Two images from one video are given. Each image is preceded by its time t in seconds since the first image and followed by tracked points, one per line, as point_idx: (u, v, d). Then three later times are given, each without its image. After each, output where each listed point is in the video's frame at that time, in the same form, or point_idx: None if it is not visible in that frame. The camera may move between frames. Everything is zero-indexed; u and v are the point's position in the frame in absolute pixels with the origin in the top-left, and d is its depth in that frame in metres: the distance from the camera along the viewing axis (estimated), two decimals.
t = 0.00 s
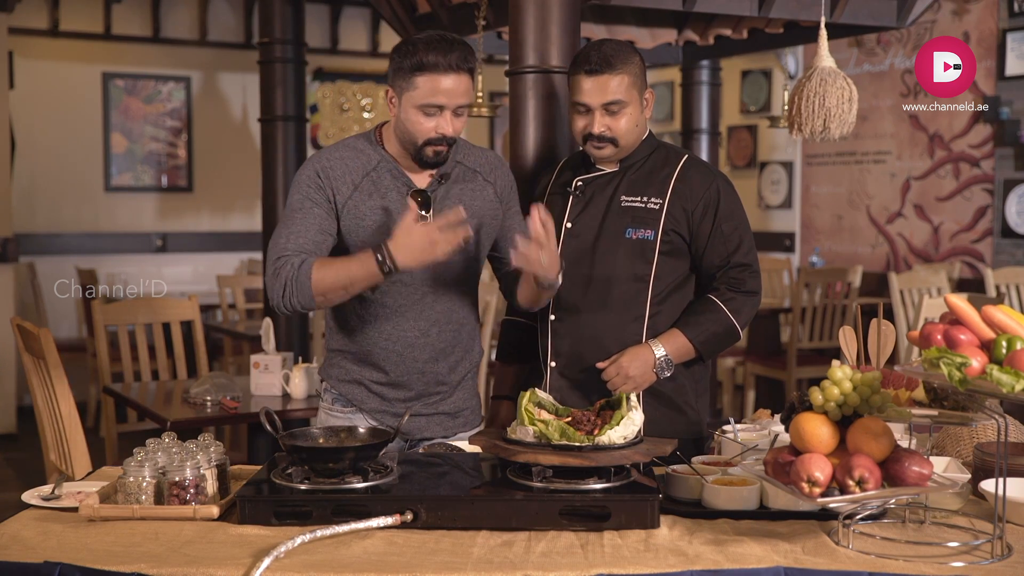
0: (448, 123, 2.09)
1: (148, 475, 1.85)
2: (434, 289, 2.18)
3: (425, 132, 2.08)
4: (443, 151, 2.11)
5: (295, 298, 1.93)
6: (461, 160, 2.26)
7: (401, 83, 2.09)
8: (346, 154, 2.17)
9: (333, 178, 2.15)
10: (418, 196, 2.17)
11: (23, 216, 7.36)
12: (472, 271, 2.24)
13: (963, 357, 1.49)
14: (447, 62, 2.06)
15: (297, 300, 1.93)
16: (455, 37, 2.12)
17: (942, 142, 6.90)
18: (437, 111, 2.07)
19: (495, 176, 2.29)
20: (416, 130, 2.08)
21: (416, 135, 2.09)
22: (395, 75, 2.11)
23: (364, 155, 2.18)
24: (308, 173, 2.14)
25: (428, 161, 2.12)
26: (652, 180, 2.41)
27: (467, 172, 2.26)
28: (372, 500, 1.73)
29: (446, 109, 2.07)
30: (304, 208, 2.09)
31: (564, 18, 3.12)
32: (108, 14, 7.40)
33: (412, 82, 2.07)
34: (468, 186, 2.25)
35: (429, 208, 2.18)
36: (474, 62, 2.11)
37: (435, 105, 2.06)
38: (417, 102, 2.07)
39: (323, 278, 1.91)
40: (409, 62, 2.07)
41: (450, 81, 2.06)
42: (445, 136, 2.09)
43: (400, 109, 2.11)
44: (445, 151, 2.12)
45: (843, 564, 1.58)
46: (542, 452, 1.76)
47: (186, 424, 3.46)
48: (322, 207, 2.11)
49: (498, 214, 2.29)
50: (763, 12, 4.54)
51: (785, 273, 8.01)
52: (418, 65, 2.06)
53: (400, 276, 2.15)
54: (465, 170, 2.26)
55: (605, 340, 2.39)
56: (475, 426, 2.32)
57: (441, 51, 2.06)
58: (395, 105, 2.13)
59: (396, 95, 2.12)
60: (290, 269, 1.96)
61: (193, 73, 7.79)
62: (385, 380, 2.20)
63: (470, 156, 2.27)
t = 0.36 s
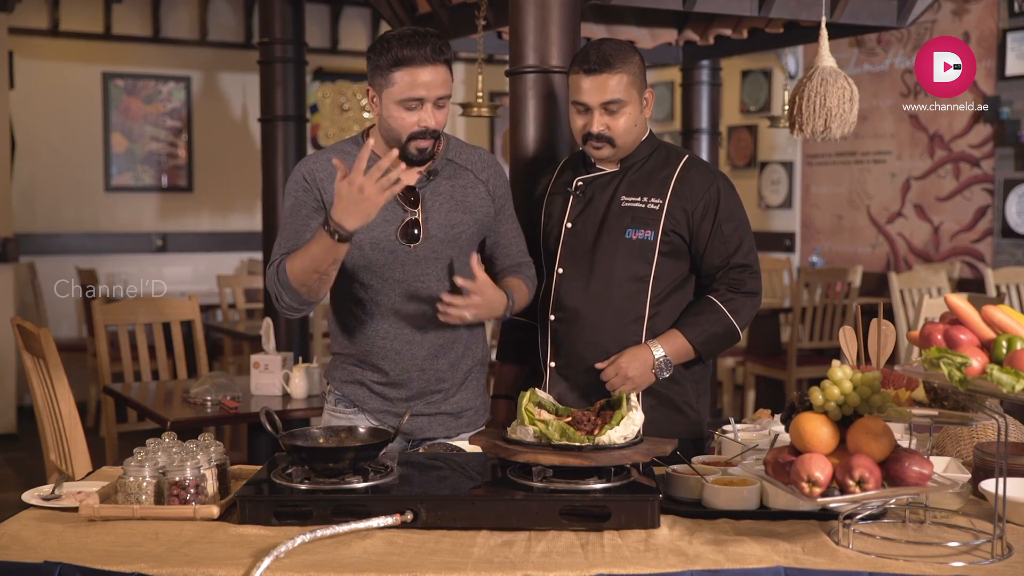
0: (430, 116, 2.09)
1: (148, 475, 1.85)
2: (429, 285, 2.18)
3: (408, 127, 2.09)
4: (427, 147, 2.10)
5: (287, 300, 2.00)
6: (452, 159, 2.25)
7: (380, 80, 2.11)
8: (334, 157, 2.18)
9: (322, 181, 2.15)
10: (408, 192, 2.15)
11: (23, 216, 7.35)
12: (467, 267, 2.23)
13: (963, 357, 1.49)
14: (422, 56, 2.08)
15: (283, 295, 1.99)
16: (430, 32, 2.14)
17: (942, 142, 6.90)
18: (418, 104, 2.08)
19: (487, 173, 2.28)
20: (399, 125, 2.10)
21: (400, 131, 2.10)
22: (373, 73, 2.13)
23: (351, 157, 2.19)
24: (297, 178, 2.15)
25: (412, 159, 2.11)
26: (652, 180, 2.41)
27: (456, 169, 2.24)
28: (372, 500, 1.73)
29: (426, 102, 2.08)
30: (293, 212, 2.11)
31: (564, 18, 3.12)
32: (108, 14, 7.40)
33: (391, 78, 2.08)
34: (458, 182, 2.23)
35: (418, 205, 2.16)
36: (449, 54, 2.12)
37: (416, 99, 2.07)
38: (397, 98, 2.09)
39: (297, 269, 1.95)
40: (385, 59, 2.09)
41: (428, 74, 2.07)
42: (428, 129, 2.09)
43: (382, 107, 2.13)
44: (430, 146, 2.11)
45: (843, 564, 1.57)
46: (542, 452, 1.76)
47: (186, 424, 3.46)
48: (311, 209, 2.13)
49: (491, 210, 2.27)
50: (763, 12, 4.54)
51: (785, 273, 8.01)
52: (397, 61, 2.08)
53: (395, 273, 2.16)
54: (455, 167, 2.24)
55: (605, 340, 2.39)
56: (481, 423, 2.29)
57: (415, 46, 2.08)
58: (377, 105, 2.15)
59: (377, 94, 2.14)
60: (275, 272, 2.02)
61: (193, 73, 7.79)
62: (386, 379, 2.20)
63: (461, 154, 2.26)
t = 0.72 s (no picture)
0: (428, 112, 2.10)
1: (148, 475, 1.85)
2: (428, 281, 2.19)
3: (405, 123, 2.10)
4: (425, 142, 2.11)
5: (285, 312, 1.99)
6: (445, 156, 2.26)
7: (377, 77, 2.11)
8: (328, 159, 2.18)
9: (317, 183, 2.16)
10: (403, 190, 2.18)
11: (23, 216, 7.35)
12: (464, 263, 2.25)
13: (963, 357, 1.49)
14: (421, 51, 2.09)
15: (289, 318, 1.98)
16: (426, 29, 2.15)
17: (942, 142, 6.90)
18: (416, 100, 2.09)
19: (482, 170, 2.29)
20: (397, 121, 2.10)
21: (398, 127, 2.10)
22: (370, 70, 2.13)
23: (347, 158, 2.18)
24: (293, 182, 2.15)
25: (411, 153, 2.12)
26: (653, 181, 2.41)
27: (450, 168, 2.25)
28: (372, 500, 1.73)
29: (424, 98, 2.09)
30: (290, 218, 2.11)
31: (564, 18, 3.12)
32: (108, 14, 7.40)
33: (387, 74, 2.09)
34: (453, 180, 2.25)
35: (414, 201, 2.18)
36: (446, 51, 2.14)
37: (413, 95, 2.08)
38: (395, 94, 2.09)
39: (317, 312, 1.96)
40: (382, 57, 2.10)
41: (426, 71, 2.08)
42: (425, 126, 2.09)
43: (379, 104, 2.13)
44: (428, 142, 2.12)
45: (843, 564, 1.57)
46: (542, 452, 1.76)
47: (186, 424, 3.46)
48: (309, 214, 2.13)
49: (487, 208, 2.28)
50: (763, 12, 4.54)
51: (784, 273, 8.02)
52: (394, 57, 2.09)
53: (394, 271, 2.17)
54: (449, 164, 2.25)
55: (605, 340, 2.39)
56: (478, 424, 2.31)
57: (413, 42, 2.09)
58: (374, 103, 2.15)
59: (374, 91, 2.14)
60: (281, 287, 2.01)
61: (193, 73, 7.79)
62: (386, 378, 2.20)
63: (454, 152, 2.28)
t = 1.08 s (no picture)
0: (421, 98, 2.11)
1: (148, 475, 1.85)
2: (412, 276, 2.19)
3: (401, 110, 2.11)
4: (421, 129, 2.12)
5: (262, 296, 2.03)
6: (440, 156, 2.24)
7: (370, 68, 2.13)
8: (319, 155, 2.19)
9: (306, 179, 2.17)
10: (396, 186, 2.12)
11: (23, 216, 7.36)
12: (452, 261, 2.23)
13: (963, 357, 1.49)
14: (410, 39, 2.12)
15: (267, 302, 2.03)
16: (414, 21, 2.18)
17: (942, 142, 6.90)
18: (409, 85, 2.10)
19: (476, 172, 2.26)
20: (392, 108, 2.11)
21: (393, 115, 2.11)
22: (361, 63, 2.15)
23: (338, 153, 2.20)
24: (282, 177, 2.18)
25: (407, 141, 2.13)
26: (655, 181, 2.41)
27: (441, 167, 2.23)
28: (373, 500, 1.73)
29: (417, 84, 2.10)
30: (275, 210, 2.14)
31: (564, 17, 3.12)
32: (108, 14, 7.40)
33: (380, 64, 2.11)
34: (444, 179, 2.23)
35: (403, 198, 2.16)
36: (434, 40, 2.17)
37: (406, 80, 2.09)
38: (388, 82, 2.10)
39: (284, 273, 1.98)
40: (374, 49, 2.12)
41: (417, 57, 2.10)
42: (420, 111, 2.11)
43: (372, 94, 2.14)
44: (424, 128, 2.13)
45: (843, 565, 1.57)
46: (542, 452, 1.76)
47: (186, 424, 3.46)
48: (295, 209, 2.15)
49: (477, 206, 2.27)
50: (763, 12, 4.54)
51: (784, 273, 8.02)
52: (386, 46, 2.12)
53: (378, 268, 2.17)
54: (441, 164, 2.23)
55: (605, 340, 2.39)
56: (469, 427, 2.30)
57: (403, 30, 2.12)
58: (367, 96, 2.16)
59: (366, 84, 2.15)
60: (256, 272, 2.05)
61: (193, 73, 7.79)
62: (372, 376, 2.19)
63: (450, 151, 2.25)
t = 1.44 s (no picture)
0: (399, 84, 2.12)
1: (148, 475, 1.85)
2: (404, 272, 2.20)
3: (378, 96, 2.12)
4: (397, 114, 2.13)
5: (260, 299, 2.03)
6: (429, 152, 2.26)
7: (351, 59, 2.16)
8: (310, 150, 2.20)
9: (299, 175, 2.17)
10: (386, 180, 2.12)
11: (23, 216, 7.36)
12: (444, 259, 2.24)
13: (963, 357, 1.49)
14: (389, 28, 2.14)
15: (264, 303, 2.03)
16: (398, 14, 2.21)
17: (942, 142, 6.90)
18: (385, 71, 2.11)
19: (463, 167, 2.29)
20: (369, 96, 2.12)
21: (370, 102, 2.13)
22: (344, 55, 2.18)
23: (330, 148, 2.21)
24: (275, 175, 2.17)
25: (385, 127, 2.14)
26: (656, 181, 2.41)
27: (431, 161, 2.25)
28: (372, 500, 1.73)
29: (393, 70, 2.12)
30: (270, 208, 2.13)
31: (564, 17, 3.12)
32: (108, 14, 7.40)
33: (360, 52, 2.14)
34: (434, 174, 2.24)
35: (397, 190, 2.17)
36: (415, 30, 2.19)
37: (382, 66, 2.11)
38: (366, 70, 2.12)
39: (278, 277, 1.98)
40: (354, 41, 2.15)
41: (395, 44, 2.12)
42: (396, 97, 2.12)
43: (353, 85, 2.16)
44: (401, 115, 2.14)
45: (843, 564, 1.57)
46: (542, 452, 1.76)
47: (186, 424, 3.46)
48: (289, 206, 2.14)
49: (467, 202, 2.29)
50: (763, 12, 4.54)
51: (784, 273, 8.02)
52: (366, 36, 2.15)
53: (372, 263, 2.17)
54: (431, 159, 2.25)
55: (605, 341, 2.39)
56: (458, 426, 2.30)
57: (381, 20, 2.15)
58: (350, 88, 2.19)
59: (349, 75, 2.18)
60: (254, 273, 2.05)
61: (193, 73, 7.79)
62: (364, 372, 2.19)
63: (438, 148, 2.27)
